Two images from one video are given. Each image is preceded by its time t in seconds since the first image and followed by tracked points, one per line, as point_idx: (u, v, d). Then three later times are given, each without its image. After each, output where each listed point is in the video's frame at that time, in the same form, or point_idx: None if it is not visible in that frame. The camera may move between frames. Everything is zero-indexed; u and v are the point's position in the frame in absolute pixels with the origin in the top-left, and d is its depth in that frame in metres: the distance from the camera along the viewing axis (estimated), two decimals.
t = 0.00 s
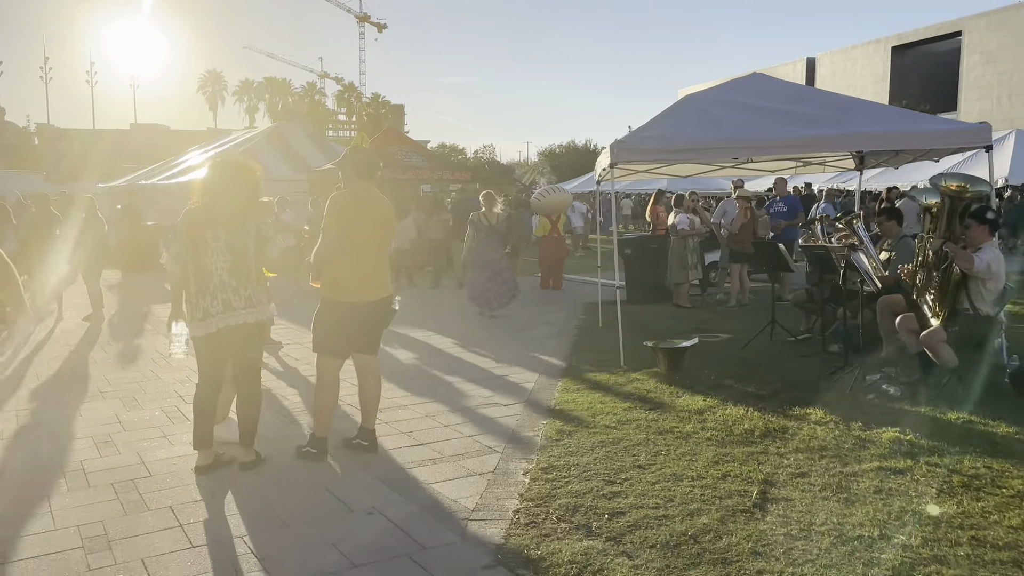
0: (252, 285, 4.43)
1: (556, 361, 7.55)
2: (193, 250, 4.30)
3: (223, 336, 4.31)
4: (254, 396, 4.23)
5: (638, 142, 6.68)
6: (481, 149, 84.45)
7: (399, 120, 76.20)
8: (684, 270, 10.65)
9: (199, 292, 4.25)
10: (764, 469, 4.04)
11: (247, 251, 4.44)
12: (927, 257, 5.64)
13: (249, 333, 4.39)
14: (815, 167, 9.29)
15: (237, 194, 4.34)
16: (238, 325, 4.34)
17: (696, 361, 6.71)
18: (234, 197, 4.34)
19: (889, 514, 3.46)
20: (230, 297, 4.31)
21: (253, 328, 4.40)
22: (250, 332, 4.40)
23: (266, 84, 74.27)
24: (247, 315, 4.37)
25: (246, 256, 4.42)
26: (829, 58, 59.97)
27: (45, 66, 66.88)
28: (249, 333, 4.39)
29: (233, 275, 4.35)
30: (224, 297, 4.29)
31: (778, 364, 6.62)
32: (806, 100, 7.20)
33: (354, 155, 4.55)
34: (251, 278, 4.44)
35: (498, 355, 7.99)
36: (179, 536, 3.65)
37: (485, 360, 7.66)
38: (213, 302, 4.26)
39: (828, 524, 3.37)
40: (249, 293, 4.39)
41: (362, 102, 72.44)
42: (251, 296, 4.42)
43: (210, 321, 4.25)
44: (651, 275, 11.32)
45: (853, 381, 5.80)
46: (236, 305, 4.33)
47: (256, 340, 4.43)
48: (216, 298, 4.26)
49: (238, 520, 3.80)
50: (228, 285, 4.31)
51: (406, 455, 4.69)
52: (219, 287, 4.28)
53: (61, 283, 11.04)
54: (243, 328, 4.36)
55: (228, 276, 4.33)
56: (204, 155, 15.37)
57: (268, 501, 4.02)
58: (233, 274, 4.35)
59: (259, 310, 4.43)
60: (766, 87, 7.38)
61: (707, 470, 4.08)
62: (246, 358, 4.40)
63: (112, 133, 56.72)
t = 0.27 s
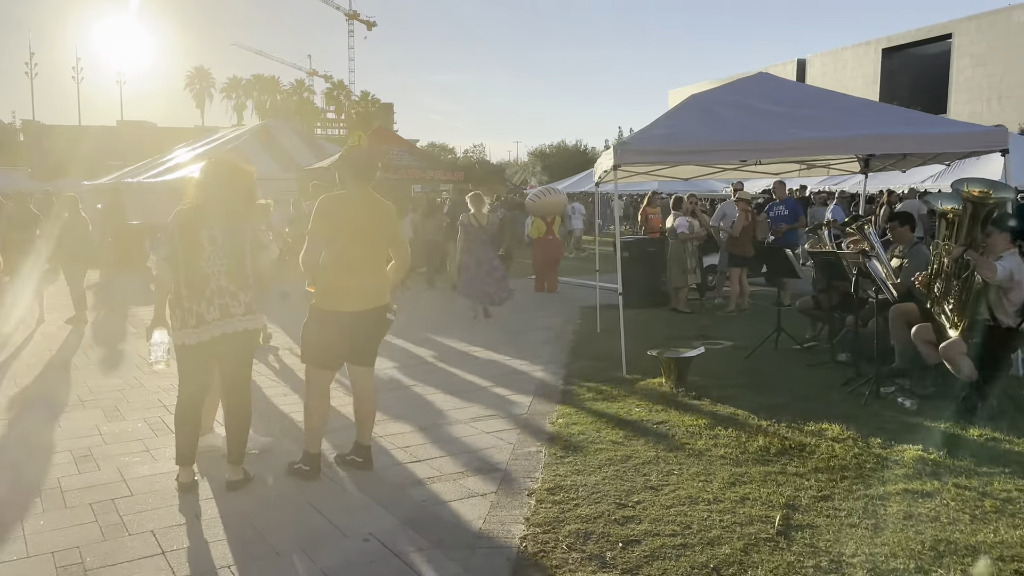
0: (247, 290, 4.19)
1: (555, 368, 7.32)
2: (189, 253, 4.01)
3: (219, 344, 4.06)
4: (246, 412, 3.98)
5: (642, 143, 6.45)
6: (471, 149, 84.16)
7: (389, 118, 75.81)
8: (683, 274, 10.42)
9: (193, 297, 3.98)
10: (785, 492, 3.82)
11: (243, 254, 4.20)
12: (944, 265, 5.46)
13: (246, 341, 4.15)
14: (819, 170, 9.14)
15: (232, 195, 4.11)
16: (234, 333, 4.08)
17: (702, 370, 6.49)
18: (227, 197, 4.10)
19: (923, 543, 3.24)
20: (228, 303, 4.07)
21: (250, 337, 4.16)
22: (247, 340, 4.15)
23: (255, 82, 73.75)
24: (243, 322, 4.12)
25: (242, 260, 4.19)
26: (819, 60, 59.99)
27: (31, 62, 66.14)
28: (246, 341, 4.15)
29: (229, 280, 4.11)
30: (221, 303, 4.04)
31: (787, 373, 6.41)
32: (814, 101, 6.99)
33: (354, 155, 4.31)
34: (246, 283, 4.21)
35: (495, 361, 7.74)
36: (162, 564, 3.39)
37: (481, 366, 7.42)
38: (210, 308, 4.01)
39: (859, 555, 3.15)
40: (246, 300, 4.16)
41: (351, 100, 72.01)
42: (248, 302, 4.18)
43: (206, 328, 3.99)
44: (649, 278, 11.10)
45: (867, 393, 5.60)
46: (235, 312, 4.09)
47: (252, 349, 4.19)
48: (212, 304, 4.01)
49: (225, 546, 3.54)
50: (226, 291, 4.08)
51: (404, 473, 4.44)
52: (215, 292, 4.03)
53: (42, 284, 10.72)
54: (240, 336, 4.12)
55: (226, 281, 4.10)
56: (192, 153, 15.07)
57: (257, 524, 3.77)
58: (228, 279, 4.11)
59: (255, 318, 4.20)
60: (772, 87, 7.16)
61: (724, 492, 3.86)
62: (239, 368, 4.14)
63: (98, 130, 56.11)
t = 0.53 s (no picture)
0: (225, 286, 3.92)
1: (554, 369, 7.07)
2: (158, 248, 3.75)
3: (195, 343, 3.80)
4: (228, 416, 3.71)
5: (647, 137, 6.23)
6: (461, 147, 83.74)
7: (378, 117, 75.44)
8: (683, 272, 10.14)
9: (165, 293, 3.71)
10: (809, 505, 3.61)
11: (219, 247, 3.91)
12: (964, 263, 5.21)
13: (222, 340, 3.88)
14: (823, 167, 8.98)
15: (204, 185, 3.82)
16: (211, 333, 3.82)
17: (708, 372, 6.26)
18: (200, 187, 3.82)
19: (963, 561, 3.03)
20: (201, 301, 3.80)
21: (227, 336, 3.89)
22: (225, 340, 3.88)
23: (244, 79, 73.13)
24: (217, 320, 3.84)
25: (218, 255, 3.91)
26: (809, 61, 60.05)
27: (17, 56, 65.39)
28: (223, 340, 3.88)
29: (203, 276, 3.84)
30: (195, 301, 3.77)
31: (795, 376, 6.18)
32: (823, 95, 6.79)
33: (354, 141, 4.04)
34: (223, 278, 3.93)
35: (492, 362, 7.49)
36: None
37: (478, 367, 7.16)
38: (182, 305, 3.74)
39: None
40: (221, 296, 3.88)
41: (341, 98, 71.60)
42: (225, 299, 3.90)
43: (179, 326, 3.72)
44: (647, 277, 10.86)
45: (882, 398, 5.37)
46: (208, 309, 3.81)
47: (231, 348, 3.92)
48: (185, 301, 3.74)
49: (209, 563, 3.28)
50: (200, 287, 3.81)
51: (401, 482, 4.19)
52: (188, 289, 3.76)
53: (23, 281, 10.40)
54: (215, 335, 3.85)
55: (200, 277, 3.83)
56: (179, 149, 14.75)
57: (244, 539, 3.51)
58: (203, 275, 3.84)
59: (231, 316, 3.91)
60: (779, 82, 6.96)
61: (744, 504, 3.63)
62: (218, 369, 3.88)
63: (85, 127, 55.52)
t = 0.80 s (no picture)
0: (187, 293, 3.59)
1: (552, 375, 6.85)
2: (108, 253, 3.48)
3: (153, 355, 3.51)
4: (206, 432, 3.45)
5: (650, 136, 6.03)
6: (450, 146, 83.42)
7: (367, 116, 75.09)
8: (682, 276, 9.92)
9: (119, 303, 3.47)
10: (834, 529, 3.39)
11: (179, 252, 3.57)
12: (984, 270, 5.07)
13: (184, 351, 3.58)
14: (826, 167, 8.86)
15: (160, 183, 3.51)
16: (167, 345, 3.52)
17: (712, 380, 6.04)
18: (156, 185, 3.50)
19: None
20: (157, 309, 3.49)
21: (189, 347, 3.58)
22: (189, 352, 3.59)
23: (231, 77, 72.52)
24: (175, 330, 3.53)
25: (178, 259, 3.58)
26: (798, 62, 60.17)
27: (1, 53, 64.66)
28: (186, 353, 3.58)
29: (160, 283, 3.52)
30: (150, 311, 3.48)
31: (801, 385, 5.97)
32: (833, 96, 6.56)
33: (338, 137, 3.81)
34: (185, 284, 3.60)
35: (488, 368, 7.27)
36: None
37: (473, 373, 6.93)
38: (137, 315, 3.46)
39: None
40: (179, 305, 3.55)
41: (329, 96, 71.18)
42: (186, 306, 3.58)
43: (133, 338, 3.45)
44: (644, 279, 10.65)
45: (894, 409, 5.16)
46: (165, 319, 3.50)
47: (198, 360, 3.62)
48: (140, 310, 3.46)
49: None
50: (155, 295, 3.50)
51: (397, 500, 3.95)
52: (142, 297, 3.47)
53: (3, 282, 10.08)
54: (175, 346, 3.55)
55: (155, 283, 3.51)
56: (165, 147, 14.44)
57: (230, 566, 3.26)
58: (159, 282, 3.52)
59: (191, 325, 3.58)
60: (788, 81, 6.75)
61: (766, 528, 3.42)
62: (186, 382, 3.60)
63: (69, 124, 54.91)
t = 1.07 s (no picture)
0: (154, 293, 3.33)
1: (550, 378, 6.63)
2: (71, 253, 3.20)
3: (119, 359, 3.24)
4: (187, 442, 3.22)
5: (654, 132, 5.84)
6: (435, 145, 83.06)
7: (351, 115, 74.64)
8: (677, 276, 9.72)
9: (83, 305, 3.20)
10: (862, 545, 3.19)
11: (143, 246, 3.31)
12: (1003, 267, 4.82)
13: (152, 356, 3.31)
14: (826, 165, 8.72)
15: (124, 174, 3.30)
16: (134, 347, 3.24)
17: (717, 384, 5.83)
18: (120, 177, 3.28)
19: None
20: (123, 311, 3.21)
21: (158, 350, 3.31)
22: (160, 354, 3.32)
23: (214, 74, 71.79)
24: (143, 333, 3.25)
25: (143, 256, 3.33)
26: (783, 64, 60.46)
27: None
28: (154, 356, 3.31)
29: (124, 283, 3.26)
30: (114, 313, 3.19)
31: (808, 388, 5.77)
32: (839, 89, 6.38)
33: (311, 125, 3.55)
34: (151, 283, 3.34)
35: (481, 370, 7.06)
36: None
37: (467, 376, 6.70)
38: (103, 318, 3.18)
39: None
40: (147, 305, 3.28)
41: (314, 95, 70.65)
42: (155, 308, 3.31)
43: (100, 343, 3.16)
44: (638, 279, 10.45)
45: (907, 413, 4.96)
46: (132, 320, 3.22)
47: (169, 364, 3.36)
48: (105, 314, 3.18)
49: None
50: (120, 295, 3.23)
51: (395, 514, 3.73)
52: (107, 299, 3.20)
53: None
54: (141, 352, 3.28)
55: (120, 283, 3.25)
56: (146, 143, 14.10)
57: None
58: (124, 282, 3.26)
59: (160, 327, 3.31)
60: (792, 74, 6.58)
61: (791, 546, 3.21)
62: (159, 388, 3.35)
63: (48, 122, 54.19)
